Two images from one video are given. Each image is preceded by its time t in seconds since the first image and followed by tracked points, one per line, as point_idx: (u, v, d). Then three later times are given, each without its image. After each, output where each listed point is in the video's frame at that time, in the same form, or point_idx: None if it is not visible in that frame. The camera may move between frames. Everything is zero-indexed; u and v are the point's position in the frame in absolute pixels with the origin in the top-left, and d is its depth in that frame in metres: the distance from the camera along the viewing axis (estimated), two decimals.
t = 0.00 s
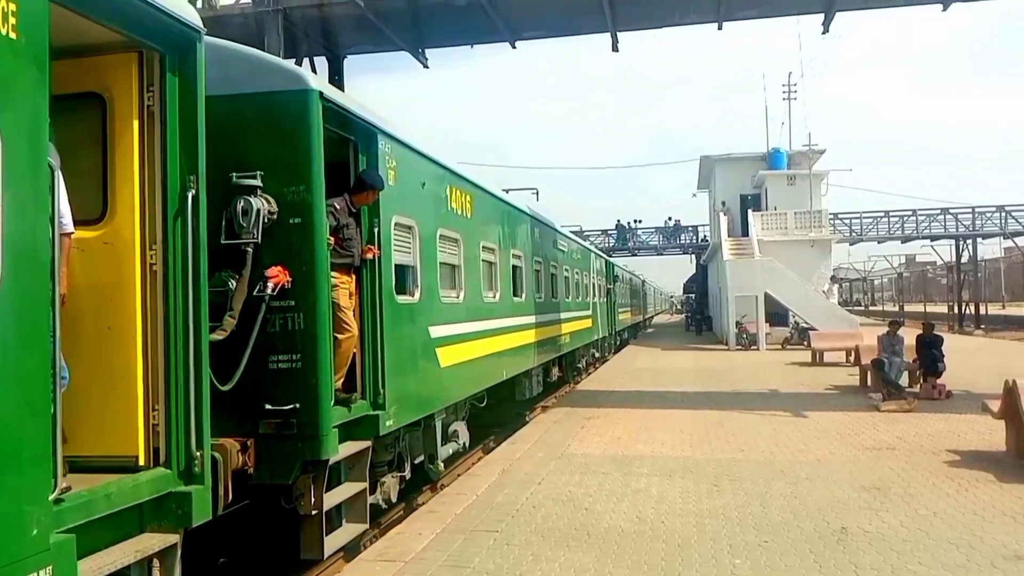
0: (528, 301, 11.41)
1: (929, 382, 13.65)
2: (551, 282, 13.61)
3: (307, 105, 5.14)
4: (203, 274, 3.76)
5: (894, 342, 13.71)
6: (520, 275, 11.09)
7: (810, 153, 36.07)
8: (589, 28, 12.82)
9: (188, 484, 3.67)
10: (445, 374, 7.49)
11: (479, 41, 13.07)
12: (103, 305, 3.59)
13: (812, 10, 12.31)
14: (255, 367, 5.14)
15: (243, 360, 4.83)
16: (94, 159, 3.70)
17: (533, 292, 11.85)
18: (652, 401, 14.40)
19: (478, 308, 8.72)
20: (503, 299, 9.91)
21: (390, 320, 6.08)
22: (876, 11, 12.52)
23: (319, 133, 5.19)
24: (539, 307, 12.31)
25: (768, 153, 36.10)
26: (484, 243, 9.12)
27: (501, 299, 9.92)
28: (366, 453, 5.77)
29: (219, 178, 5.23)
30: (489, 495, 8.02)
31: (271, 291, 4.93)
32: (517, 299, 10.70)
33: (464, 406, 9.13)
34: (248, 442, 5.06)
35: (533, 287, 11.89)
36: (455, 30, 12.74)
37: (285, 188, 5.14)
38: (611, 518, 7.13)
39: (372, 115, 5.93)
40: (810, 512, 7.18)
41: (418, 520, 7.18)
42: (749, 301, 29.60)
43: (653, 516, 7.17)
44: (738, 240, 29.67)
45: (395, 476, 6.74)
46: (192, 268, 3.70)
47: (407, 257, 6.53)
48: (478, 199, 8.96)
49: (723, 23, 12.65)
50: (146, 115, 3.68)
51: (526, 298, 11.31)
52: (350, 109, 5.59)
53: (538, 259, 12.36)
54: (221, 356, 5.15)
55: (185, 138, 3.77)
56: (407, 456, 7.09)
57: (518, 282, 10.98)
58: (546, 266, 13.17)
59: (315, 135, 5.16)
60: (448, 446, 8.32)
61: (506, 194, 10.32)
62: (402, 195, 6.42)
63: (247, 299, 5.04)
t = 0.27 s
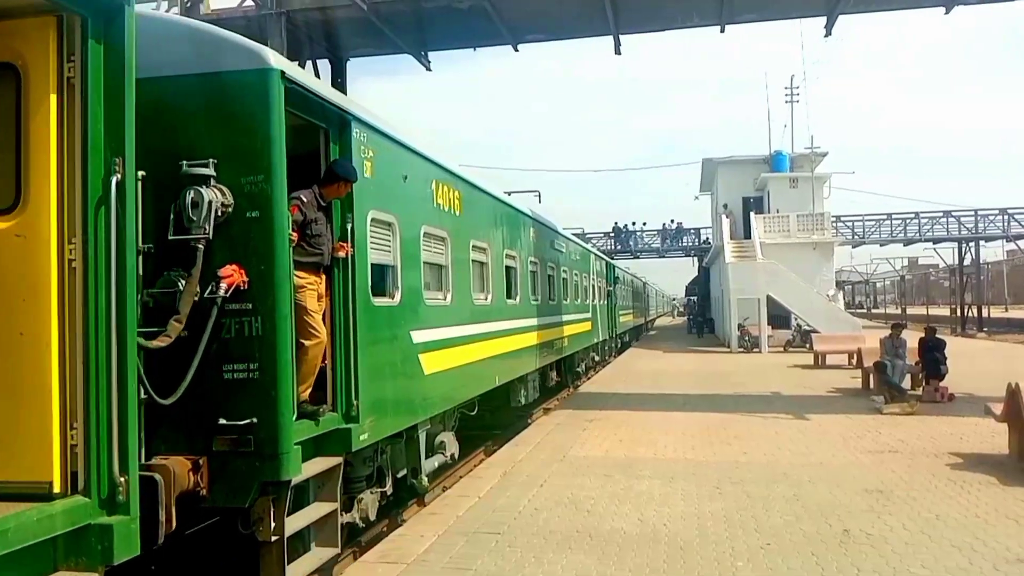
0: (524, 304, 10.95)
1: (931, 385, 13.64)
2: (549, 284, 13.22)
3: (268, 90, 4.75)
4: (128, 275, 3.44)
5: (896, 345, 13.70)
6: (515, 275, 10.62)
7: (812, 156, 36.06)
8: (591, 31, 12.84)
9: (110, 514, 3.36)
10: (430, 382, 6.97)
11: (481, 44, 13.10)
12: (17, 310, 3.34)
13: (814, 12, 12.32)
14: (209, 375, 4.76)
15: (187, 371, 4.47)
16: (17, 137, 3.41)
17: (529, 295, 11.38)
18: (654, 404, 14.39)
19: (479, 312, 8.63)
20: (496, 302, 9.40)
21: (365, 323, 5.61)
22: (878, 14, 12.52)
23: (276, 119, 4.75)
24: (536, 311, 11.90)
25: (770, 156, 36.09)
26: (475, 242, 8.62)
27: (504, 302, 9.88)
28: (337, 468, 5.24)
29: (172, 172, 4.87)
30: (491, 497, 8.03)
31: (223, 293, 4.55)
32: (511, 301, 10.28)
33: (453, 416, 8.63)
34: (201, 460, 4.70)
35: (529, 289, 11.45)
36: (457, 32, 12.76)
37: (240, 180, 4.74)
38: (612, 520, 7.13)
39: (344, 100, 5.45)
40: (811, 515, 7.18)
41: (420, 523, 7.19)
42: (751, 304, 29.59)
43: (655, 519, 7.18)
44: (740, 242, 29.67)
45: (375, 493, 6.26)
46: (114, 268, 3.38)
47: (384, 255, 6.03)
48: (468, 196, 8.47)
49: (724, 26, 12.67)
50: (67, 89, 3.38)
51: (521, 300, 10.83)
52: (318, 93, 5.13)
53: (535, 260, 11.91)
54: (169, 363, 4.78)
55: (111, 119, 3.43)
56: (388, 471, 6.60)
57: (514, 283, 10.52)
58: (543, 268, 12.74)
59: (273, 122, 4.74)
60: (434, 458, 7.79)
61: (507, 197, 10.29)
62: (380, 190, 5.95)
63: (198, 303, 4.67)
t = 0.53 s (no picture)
0: (515, 303, 10.45)
1: (931, 383, 13.64)
2: (544, 281, 12.80)
3: (214, 63, 4.15)
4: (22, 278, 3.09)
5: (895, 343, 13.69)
6: (506, 272, 10.14)
7: (811, 154, 36.06)
8: (590, 29, 12.82)
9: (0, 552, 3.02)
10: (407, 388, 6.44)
11: (480, 43, 13.09)
12: None
13: (813, 10, 12.30)
14: (146, 385, 4.20)
15: (117, 381, 3.90)
16: None
17: (521, 293, 10.88)
18: (654, 402, 14.38)
19: (477, 311, 8.56)
20: (484, 300, 8.89)
21: (331, 325, 5.09)
22: (877, 11, 12.51)
23: (223, 93, 4.17)
24: (529, 310, 11.41)
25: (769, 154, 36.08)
26: (461, 237, 8.11)
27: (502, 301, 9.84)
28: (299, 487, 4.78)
29: (98, 149, 4.22)
30: (491, 496, 8.02)
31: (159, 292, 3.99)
32: (501, 299, 9.82)
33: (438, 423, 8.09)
34: (139, 479, 4.17)
35: (522, 286, 10.97)
36: (456, 31, 12.74)
37: (180, 163, 4.15)
38: (613, 519, 7.12)
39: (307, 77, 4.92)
40: (812, 513, 7.18)
41: (420, 522, 7.17)
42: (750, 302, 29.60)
43: (654, 517, 7.17)
44: (740, 240, 29.67)
45: (347, 511, 5.65)
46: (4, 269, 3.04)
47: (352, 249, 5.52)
48: (455, 188, 7.97)
49: (724, 24, 12.65)
50: None
51: (512, 298, 10.34)
52: (278, 68, 4.59)
53: (527, 256, 11.44)
54: (99, 368, 4.21)
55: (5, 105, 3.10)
56: (362, 485, 6.00)
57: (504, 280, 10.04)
58: (537, 265, 12.28)
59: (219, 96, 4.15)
60: (415, 470, 7.12)
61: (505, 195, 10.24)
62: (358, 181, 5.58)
63: (131, 302, 4.09)
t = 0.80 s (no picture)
0: (504, 304, 10.01)
1: (928, 382, 13.65)
2: (537, 281, 12.44)
3: (150, 37, 3.74)
4: None
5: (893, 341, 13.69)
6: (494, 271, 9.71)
7: (808, 153, 36.09)
8: (586, 29, 12.82)
9: None
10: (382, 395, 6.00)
11: (476, 43, 13.09)
12: None
13: (809, 9, 12.31)
14: (74, 397, 3.82)
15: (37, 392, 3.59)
16: None
17: (510, 293, 10.45)
18: (651, 402, 14.39)
19: (473, 310, 8.57)
20: (469, 301, 8.46)
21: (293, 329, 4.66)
22: (873, 10, 12.52)
23: (160, 68, 3.76)
24: (520, 311, 10.99)
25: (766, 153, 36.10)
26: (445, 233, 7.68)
27: (499, 301, 9.85)
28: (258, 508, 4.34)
29: (26, 135, 3.85)
30: (488, 496, 8.02)
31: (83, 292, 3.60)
32: (489, 299, 9.42)
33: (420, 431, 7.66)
34: (68, 503, 3.80)
35: (512, 286, 10.57)
36: (452, 31, 12.74)
37: (112, 148, 3.76)
38: (610, 519, 7.13)
39: (263, 55, 4.50)
40: (809, 512, 7.18)
41: (418, 522, 7.17)
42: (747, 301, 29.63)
43: (652, 516, 7.18)
44: (736, 240, 29.69)
45: (317, 528, 5.23)
46: None
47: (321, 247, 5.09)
48: (438, 182, 7.53)
49: (720, 24, 12.66)
50: None
51: (501, 298, 9.92)
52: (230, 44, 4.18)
53: (518, 255, 11.03)
54: (24, 378, 3.84)
55: None
56: (334, 501, 5.60)
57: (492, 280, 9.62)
58: (530, 264, 11.86)
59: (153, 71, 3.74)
60: (394, 484, 6.71)
61: (502, 195, 10.25)
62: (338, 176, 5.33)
63: (55, 305, 3.71)
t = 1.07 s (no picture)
0: (489, 301, 9.41)
1: (921, 380, 13.69)
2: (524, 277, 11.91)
3: None
4: None
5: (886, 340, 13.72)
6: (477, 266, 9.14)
7: (802, 151, 36.16)
8: (581, 27, 12.81)
9: None
10: (350, 402, 5.38)
11: (471, 39, 13.07)
12: None
13: (805, 8, 12.32)
14: None
15: None
16: None
17: (495, 289, 9.88)
18: (645, 399, 14.40)
19: (472, 307, 8.63)
20: (450, 298, 7.86)
21: (239, 328, 4.07)
22: (869, 9, 12.53)
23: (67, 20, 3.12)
24: (506, 308, 10.42)
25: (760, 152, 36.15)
26: (422, 225, 7.09)
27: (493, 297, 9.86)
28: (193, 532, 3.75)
29: None
30: (482, 493, 8.01)
31: None
32: (472, 297, 8.87)
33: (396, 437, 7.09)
34: None
35: (496, 283, 9.98)
36: (448, 28, 12.75)
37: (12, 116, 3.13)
38: (604, 516, 7.13)
39: (203, 16, 3.89)
40: (802, 509, 7.19)
41: (411, 519, 7.16)
42: (741, 299, 29.69)
43: (645, 514, 7.19)
44: (730, 238, 29.75)
45: (273, 548, 4.72)
46: None
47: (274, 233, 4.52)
48: (414, 169, 6.93)
49: (715, 22, 12.66)
50: None
51: (487, 296, 9.33)
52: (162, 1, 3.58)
53: (504, 250, 10.49)
54: None
55: None
56: (293, 516, 5.02)
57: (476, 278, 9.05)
58: (516, 259, 11.30)
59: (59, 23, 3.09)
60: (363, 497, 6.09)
61: (497, 192, 10.23)
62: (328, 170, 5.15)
63: None
